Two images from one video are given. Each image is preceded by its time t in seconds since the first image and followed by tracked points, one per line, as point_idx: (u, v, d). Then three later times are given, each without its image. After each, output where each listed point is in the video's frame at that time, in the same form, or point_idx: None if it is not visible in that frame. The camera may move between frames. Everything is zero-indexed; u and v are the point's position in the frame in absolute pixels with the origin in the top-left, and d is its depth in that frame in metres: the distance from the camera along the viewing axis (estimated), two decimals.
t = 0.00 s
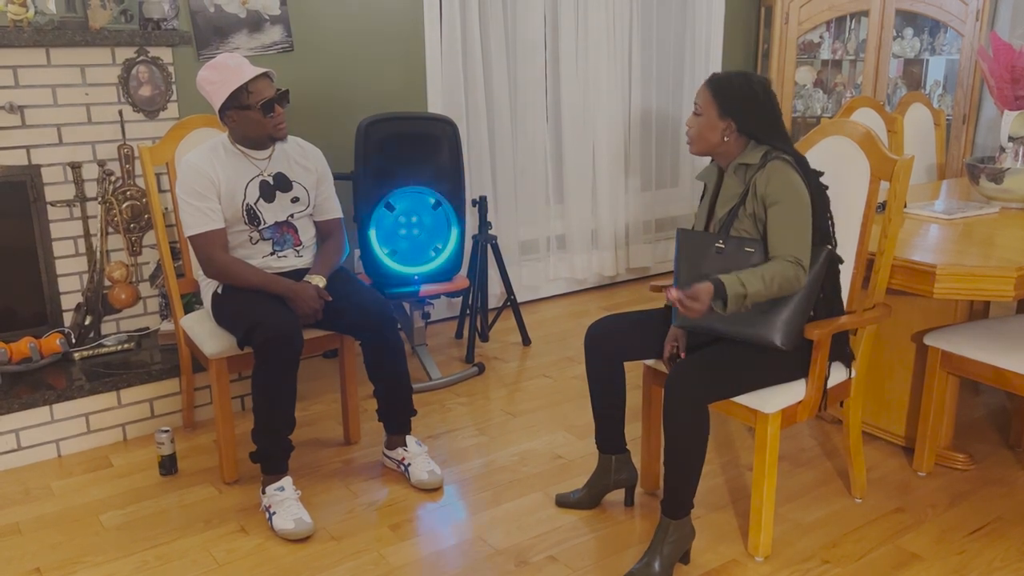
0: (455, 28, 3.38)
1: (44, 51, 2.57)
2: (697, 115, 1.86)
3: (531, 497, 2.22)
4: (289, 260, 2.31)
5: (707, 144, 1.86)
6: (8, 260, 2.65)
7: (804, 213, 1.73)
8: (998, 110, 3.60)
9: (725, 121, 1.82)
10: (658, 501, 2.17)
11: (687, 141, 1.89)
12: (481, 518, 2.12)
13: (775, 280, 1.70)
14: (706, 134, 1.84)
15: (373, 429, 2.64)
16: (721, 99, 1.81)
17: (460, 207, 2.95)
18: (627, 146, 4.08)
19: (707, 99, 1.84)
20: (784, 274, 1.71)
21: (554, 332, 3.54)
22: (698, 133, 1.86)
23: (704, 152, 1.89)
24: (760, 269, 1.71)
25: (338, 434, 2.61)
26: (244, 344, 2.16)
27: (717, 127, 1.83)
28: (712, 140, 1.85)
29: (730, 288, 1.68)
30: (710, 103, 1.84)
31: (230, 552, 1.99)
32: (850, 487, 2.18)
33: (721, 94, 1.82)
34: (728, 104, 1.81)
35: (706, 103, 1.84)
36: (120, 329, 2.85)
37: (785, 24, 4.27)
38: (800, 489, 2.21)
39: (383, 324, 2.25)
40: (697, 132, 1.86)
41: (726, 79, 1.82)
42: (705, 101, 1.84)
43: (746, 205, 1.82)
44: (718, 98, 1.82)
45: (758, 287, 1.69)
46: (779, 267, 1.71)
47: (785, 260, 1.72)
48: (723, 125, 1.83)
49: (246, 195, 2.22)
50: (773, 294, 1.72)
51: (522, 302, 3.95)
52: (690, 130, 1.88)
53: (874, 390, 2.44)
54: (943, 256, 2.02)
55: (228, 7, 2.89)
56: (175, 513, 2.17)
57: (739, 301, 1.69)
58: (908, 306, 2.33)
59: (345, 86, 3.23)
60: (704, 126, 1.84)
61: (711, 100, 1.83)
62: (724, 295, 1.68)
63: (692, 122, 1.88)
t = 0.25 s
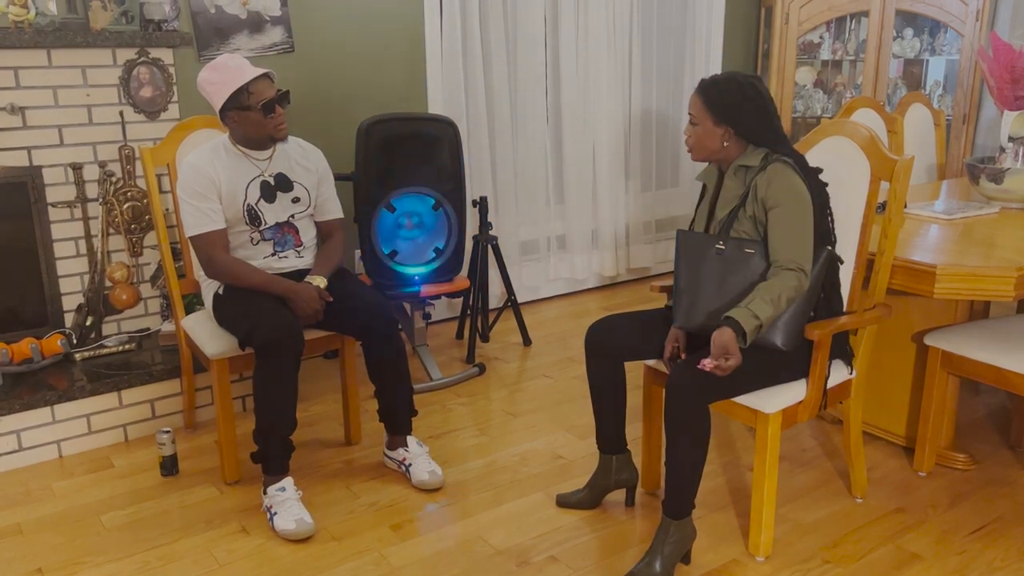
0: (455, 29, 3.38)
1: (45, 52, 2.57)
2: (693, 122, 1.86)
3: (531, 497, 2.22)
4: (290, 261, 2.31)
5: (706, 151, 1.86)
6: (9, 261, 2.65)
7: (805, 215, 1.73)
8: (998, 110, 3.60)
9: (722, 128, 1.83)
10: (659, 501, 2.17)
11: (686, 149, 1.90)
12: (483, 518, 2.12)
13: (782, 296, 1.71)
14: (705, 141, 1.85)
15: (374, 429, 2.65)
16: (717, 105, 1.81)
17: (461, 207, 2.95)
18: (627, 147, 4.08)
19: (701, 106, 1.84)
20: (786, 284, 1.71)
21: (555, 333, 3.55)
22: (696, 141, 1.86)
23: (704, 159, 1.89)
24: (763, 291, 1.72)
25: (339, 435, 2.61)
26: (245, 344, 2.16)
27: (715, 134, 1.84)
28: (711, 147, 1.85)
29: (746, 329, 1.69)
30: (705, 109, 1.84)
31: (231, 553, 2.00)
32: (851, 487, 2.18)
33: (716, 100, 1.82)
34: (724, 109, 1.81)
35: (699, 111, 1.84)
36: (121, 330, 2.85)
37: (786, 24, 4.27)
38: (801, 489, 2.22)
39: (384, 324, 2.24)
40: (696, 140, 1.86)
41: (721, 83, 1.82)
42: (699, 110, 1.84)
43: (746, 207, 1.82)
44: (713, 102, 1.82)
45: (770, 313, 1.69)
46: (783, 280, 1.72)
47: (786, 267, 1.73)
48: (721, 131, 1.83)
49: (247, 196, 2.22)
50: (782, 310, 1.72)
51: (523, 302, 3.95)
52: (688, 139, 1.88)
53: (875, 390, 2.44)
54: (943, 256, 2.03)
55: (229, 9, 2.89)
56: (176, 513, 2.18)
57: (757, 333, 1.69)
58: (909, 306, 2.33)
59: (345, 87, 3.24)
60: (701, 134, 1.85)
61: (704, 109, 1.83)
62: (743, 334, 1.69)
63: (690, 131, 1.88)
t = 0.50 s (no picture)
0: (456, 30, 3.39)
1: (46, 52, 2.57)
2: (699, 121, 1.87)
3: (532, 498, 2.22)
4: (291, 261, 2.32)
5: (712, 149, 1.87)
6: (11, 262, 2.66)
7: (807, 215, 1.73)
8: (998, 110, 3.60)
9: (727, 126, 1.83)
10: (660, 501, 2.17)
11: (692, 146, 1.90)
12: (484, 519, 2.13)
13: (782, 290, 1.71)
14: (710, 139, 1.85)
15: (375, 430, 2.65)
16: (722, 104, 1.82)
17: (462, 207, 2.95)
18: (628, 147, 4.08)
19: (706, 105, 1.84)
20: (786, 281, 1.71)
21: (555, 333, 3.55)
22: (702, 139, 1.87)
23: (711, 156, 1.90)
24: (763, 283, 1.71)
25: (340, 435, 2.61)
26: (246, 345, 2.16)
27: (720, 133, 1.84)
28: (716, 145, 1.86)
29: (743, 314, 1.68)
30: (710, 107, 1.84)
31: (233, 553, 2.00)
32: (852, 487, 2.18)
33: (721, 99, 1.82)
34: (728, 109, 1.81)
35: (705, 109, 1.84)
36: (122, 331, 2.85)
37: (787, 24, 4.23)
38: (802, 489, 2.22)
39: (385, 325, 2.25)
40: (701, 138, 1.87)
41: (724, 82, 1.82)
42: (705, 108, 1.85)
43: (749, 207, 1.82)
44: (718, 100, 1.82)
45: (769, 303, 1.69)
46: (784, 276, 1.72)
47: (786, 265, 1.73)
48: (726, 131, 1.83)
49: (248, 196, 2.23)
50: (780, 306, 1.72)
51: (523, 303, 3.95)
52: (695, 137, 1.89)
53: (875, 390, 2.44)
54: (944, 256, 2.03)
55: (230, 9, 2.89)
56: (178, 514, 2.18)
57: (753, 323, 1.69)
58: (909, 306, 2.33)
59: (346, 87, 3.24)
60: (707, 132, 1.85)
61: (710, 108, 1.84)
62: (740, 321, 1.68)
63: (695, 128, 1.89)
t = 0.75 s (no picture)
0: (457, 30, 3.39)
1: (47, 53, 2.57)
2: (699, 125, 1.87)
3: (534, 498, 2.22)
4: (292, 261, 2.31)
5: (716, 155, 1.87)
6: (12, 262, 2.66)
7: (813, 213, 1.73)
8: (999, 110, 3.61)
9: (728, 129, 1.83)
10: (661, 501, 2.17)
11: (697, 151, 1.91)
12: (485, 519, 2.13)
13: (799, 274, 1.71)
14: (712, 145, 1.86)
15: (376, 430, 2.65)
16: (720, 107, 1.81)
17: (463, 207, 2.95)
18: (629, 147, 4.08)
19: (705, 108, 1.84)
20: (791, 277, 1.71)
21: (556, 333, 3.55)
22: (705, 145, 1.87)
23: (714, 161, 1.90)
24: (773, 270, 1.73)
25: (341, 435, 2.61)
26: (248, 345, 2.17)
27: (721, 136, 1.84)
28: (719, 149, 1.86)
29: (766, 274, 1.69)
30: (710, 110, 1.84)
31: (234, 553, 2.00)
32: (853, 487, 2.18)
33: (720, 101, 1.81)
34: (727, 111, 1.81)
35: (704, 113, 1.84)
36: (123, 331, 2.85)
37: (788, 24, 4.26)
38: (803, 489, 2.22)
39: (387, 325, 2.25)
40: (704, 143, 1.87)
41: (722, 83, 1.82)
42: (703, 112, 1.85)
43: (754, 205, 1.82)
44: (717, 102, 1.82)
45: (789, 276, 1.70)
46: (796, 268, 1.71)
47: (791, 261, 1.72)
48: (727, 133, 1.83)
49: (249, 196, 2.23)
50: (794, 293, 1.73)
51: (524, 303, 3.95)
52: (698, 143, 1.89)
53: (877, 390, 2.44)
54: (945, 255, 2.03)
55: (231, 9, 2.90)
56: (179, 514, 2.18)
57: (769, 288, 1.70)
58: (911, 306, 2.33)
59: (346, 87, 3.24)
60: (709, 137, 1.85)
61: (708, 111, 1.83)
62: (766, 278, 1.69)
63: (697, 134, 1.89)
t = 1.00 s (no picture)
0: (458, 29, 3.39)
1: (48, 53, 2.57)
2: (695, 128, 1.87)
3: (535, 498, 2.22)
4: (293, 261, 2.31)
5: (712, 155, 1.87)
6: (14, 263, 2.66)
7: (813, 212, 1.73)
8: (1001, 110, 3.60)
9: (723, 131, 1.83)
10: (663, 501, 2.17)
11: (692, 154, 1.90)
12: (487, 519, 2.13)
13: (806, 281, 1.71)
14: (709, 146, 1.86)
15: (377, 430, 2.65)
16: (713, 111, 1.82)
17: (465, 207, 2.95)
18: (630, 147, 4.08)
19: (700, 111, 1.84)
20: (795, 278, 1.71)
21: (557, 333, 3.55)
22: (701, 146, 1.87)
23: (711, 162, 1.90)
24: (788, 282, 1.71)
25: (342, 435, 2.61)
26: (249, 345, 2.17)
27: (718, 137, 1.84)
28: (715, 150, 1.86)
29: (795, 315, 1.67)
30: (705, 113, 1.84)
31: (235, 553, 2.00)
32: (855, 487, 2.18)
33: (715, 103, 1.82)
34: (723, 112, 1.81)
35: (699, 117, 1.84)
36: (125, 331, 2.85)
37: (788, 23, 4.25)
38: (805, 489, 2.22)
39: (388, 325, 2.25)
40: (700, 145, 1.87)
41: (715, 86, 1.82)
42: (698, 116, 1.85)
43: (754, 205, 1.83)
44: (711, 106, 1.82)
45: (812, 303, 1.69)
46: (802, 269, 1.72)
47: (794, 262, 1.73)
48: (723, 134, 1.83)
49: (250, 196, 2.23)
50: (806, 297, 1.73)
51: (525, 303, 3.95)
52: (693, 145, 1.89)
53: (879, 389, 2.44)
54: (947, 255, 2.02)
55: (231, 9, 2.90)
56: (181, 514, 2.18)
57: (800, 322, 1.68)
58: (913, 305, 2.33)
59: (347, 87, 3.23)
60: (705, 139, 1.85)
61: (703, 115, 1.83)
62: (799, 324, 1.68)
63: (692, 136, 1.89)
